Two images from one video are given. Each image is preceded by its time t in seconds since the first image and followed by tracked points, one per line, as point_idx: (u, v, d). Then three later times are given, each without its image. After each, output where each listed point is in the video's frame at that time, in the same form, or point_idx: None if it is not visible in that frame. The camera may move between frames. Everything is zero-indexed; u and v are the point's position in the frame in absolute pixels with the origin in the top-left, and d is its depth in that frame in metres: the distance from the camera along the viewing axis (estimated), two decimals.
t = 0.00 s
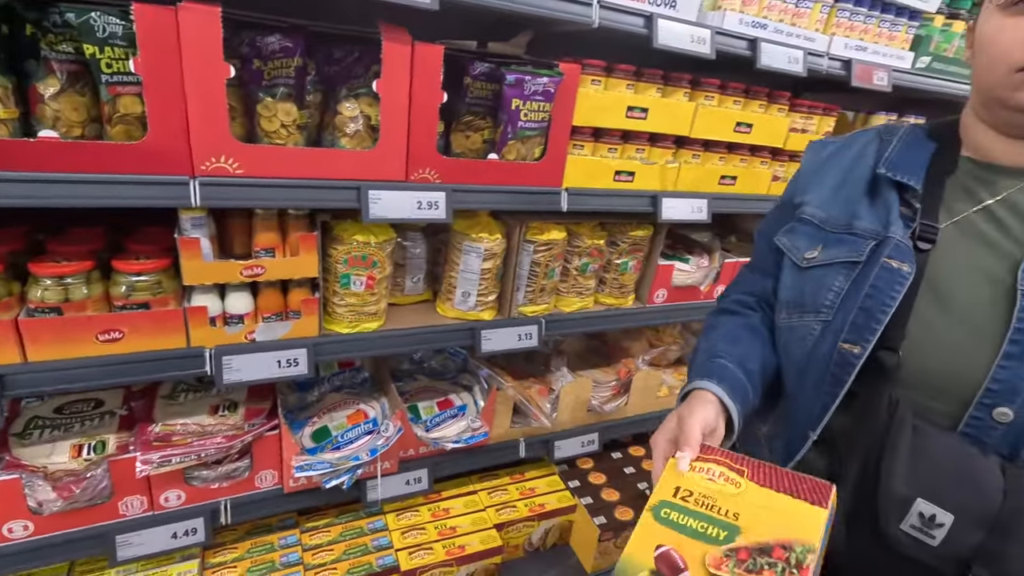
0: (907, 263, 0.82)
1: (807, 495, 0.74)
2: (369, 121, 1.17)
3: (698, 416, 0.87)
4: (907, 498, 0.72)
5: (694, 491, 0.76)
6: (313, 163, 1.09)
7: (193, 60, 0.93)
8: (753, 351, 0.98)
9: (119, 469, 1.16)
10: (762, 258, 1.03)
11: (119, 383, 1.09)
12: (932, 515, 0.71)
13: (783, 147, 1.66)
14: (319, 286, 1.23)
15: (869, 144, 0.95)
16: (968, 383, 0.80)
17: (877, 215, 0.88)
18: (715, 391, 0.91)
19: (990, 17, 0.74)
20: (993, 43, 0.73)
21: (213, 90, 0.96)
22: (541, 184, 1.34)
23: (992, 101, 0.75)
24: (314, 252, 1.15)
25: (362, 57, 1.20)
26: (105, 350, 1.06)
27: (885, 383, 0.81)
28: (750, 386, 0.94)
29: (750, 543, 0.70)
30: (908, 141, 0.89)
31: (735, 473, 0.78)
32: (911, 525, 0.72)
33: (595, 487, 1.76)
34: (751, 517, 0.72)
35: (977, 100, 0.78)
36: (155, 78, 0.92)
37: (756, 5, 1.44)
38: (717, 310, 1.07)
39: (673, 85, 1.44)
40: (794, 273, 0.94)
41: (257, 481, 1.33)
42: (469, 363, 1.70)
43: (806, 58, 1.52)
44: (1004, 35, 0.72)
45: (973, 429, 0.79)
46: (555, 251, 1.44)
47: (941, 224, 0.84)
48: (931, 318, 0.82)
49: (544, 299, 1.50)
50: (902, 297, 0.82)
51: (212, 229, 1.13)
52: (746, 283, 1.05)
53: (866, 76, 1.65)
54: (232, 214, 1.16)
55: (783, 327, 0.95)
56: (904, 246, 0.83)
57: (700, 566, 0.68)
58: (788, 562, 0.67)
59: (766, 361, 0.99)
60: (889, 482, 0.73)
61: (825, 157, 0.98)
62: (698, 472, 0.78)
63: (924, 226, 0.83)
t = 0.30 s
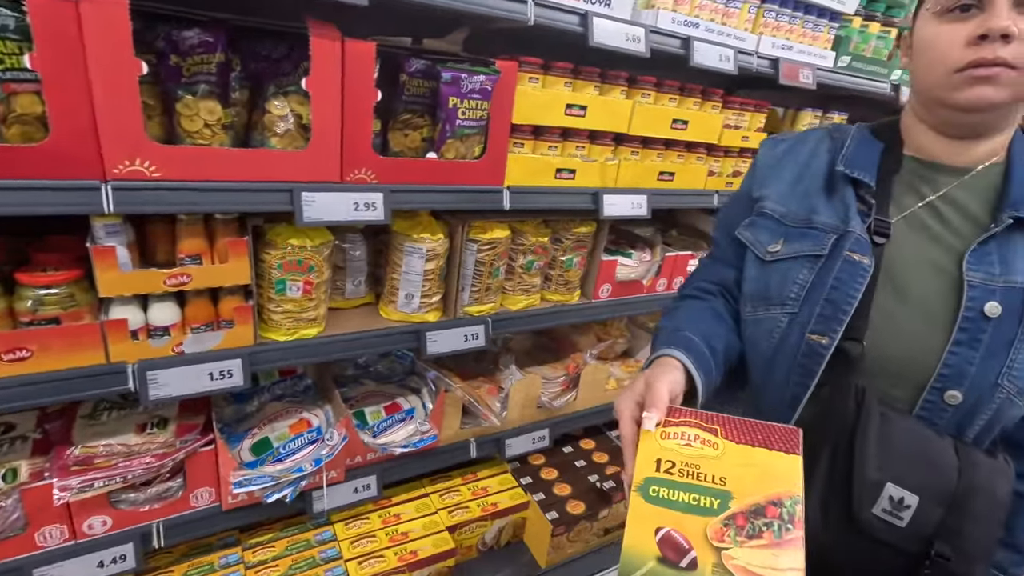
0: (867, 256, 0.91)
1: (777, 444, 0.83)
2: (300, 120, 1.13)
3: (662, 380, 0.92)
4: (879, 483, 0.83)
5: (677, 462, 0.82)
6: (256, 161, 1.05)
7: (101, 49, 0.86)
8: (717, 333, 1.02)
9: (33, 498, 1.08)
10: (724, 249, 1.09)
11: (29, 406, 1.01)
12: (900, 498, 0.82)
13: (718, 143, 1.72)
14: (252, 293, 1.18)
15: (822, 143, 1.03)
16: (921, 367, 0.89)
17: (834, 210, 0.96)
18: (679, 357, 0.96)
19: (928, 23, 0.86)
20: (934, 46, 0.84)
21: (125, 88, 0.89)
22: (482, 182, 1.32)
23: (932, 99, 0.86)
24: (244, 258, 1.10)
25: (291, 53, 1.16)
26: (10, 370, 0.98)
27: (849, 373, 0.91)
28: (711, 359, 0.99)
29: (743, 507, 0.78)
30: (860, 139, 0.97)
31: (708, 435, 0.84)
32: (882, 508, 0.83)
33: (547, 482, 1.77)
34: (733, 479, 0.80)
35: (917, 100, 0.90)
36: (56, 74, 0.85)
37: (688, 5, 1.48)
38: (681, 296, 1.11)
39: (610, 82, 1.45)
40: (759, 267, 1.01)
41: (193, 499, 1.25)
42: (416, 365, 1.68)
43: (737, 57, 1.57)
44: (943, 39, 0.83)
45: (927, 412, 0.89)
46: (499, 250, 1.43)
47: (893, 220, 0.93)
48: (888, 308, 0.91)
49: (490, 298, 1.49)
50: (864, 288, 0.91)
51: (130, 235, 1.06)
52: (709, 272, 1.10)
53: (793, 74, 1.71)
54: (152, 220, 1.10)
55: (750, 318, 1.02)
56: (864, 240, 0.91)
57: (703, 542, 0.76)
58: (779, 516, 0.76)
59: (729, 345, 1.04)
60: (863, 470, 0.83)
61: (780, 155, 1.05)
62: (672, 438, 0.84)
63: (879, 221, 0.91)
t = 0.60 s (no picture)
0: (862, 260, 0.91)
1: (769, 439, 0.81)
2: (268, 119, 1.04)
3: (653, 377, 0.90)
4: (873, 488, 0.84)
5: (669, 458, 0.79)
6: (225, 165, 0.97)
7: (41, 39, 0.76)
8: (712, 335, 1.01)
9: None
10: (716, 250, 1.08)
11: None
12: (893, 501, 0.84)
13: (692, 141, 1.72)
14: (218, 306, 1.09)
15: (814, 143, 1.03)
16: (915, 370, 0.91)
17: (828, 213, 0.96)
18: (673, 356, 0.94)
19: (917, 23, 0.87)
20: (923, 47, 0.85)
21: (70, 83, 0.79)
22: (462, 183, 1.27)
23: (921, 100, 0.87)
24: (209, 267, 1.00)
25: (256, 46, 1.07)
26: None
27: (844, 377, 0.90)
28: (705, 360, 0.97)
29: (738, 504, 0.75)
30: (852, 140, 0.97)
31: (702, 432, 0.82)
32: (876, 512, 0.85)
33: (529, 488, 1.74)
34: (726, 476, 0.77)
35: (907, 101, 0.90)
36: None
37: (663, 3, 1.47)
38: (674, 297, 1.10)
39: (588, 80, 1.43)
40: (754, 270, 1.00)
41: (156, 531, 1.15)
42: (392, 374, 1.61)
43: (710, 55, 1.57)
44: (932, 40, 0.84)
45: (919, 414, 0.91)
46: (479, 253, 1.39)
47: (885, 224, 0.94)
48: (882, 312, 0.92)
49: (470, 303, 1.44)
50: (860, 293, 0.91)
51: (79, 246, 0.96)
52: (702, 273, 1.09)
53: (763, 73, 1.73)
54: (103, 227, 1.00)
55: (746, 322, 1.02)
56: (858, 244, 0.92)
57: (697, 540, 0.73)
58: (775, 511, 0.73)
59: (723, 346, 1.03)
60: (857, 476, 0.85)
61: (772, 155, 1.04)
62: (665, 434, 0.82)
63: (869, 224, 0.92)
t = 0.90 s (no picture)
0: (862, 267, 0.84)
1: (762, 456, 0.76)
2: (261, 120, 1.01)
3: (646, 391, 0.85)
4: (873, 497, 0.78)
5: (657, 476, 0.76)
6: (217, 167, 0.92)
7: (22, 37, 0.72)
8: (709, 345, 0.94)
9: None
10: (714, 256, 1.00)
11: None
12: (894, 511, 0.78)
13: (687, 143, 1.71)
14: (210, 315, 1.05)
15: (813, 145, 0.95)
16: (915, 377, 0.83)
17: (827, 218, 0.88)
18: (671, 371, 0.89)
19: (915, 24, 0.80)
20: (922, 49, 0.78)
21: (52, 83, 0.75)
22: (460, 186, 1.24)
23: (921, 104, 0.80)
24: (201, 276, 0.96)
25: (247, 44, 1.03)
26: None
27: (844, 383, 0.84)
28: (703, 371, 0.92)
29: (724, 524, 0.72)
30: (852, 143, 0.90)
31: (691, 449, 0.78)
32: (877, 522, 0.79)
33: (526, 494, 1.72)
34: (714, 496, 0.73)
35: (906, 104, 0.84)
36: None
37: (660, 3, 1.45)
38: (671, 305, 1.03)
39: (586, 81, 1.41)
40: (751, 277, 0.93)
41: (145, 549, 1.11)
42: (387, 381, 1.58)
43: (707, 57, 1.57)
44: (930, 42, 0.77)
45: (921, 420, 0.84)
46: (478, 257, 1.36)
47: (883, 225, 0.86)
48: (881, 317, 0.85)
49: (467, 308, 1.41)
50: (860, 300, 0.84)
51: (62, 255, 0.91)
52: (701, 280, 1.01)
53: (758, 75, 1.73)
54: (89, 233, 0.95)
55: (745, 330, 0.94)
56: (857, 250, 0.85)
57: (682, 562, 0.70)
58: (762, 534, 0.70)
59: (721, 356, 0.96)
60: (857, 484, 0.79)
61: (770, 158, 0.97)
62: (653, 453, 0.77)
63: (870, 229, 0.86)
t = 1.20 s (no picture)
0: (860, 278, 0.86)
1: (775, 468, 0.76)
2: (255, 130, 0.98)
3: (655, 408, 0.86)
4: (885, 506, 0.80)
5: (670, 492, 0.75)
6: (210, 179, 0.90)
7: (9, 49, 0.69)
8: (713, 359, 0.96)
9: None
10: (712, 269, 1.01)
11: None
12: (906, 519, 0.80)
13: (677, 149, 1.73)
14: (203, 330, 1.03)
15: (805, 158, 0.97)
16: (915, 384, 0.85)
17: (823, 230, 0.90)
18: (678, 387, 0.89)
19: (901, 41, 0.81)
20: (909, 65, 0.79)
21: (39, 96, 0.72)
22: (455, 195, 1.24)
23: (909, 118, 0.81)
24: (193, 289, 0.94)
25: (239, 53, 1.01)
26: None
27: (849, 395, 0.86)
28: (708, 384, 0.93)
29: (741, 539, 0.71)
30: (843, 156, 0.91)
31: (703, 463, 0.77)
32: (890, 531, 0.81)
33: (521, 501, 1.72)
34: (730, 510, 0.73)
35: (894, 118, 0.85)
36: None
37: (651, 12, 1.46)
38: (671, 319, 1.04)
39: (578, 90, 1.41)
40: (751, 291, 0.94)
41: (135, 570, 1.08)
42: (380, 391, 1.56)
43: (696, 64, 1.58)
44: (917, 59, 0.78)
45: (922, 427, 0.86)
46: (472, 265, 1.35)
47: (880, 238, 0.88)
48: (881, 327, 0.86)
49: (462, 316, 1.40)
50: (861, 312, 0.86)
51: (50, 270, 0.88)
52: (700, 293, 1.02)
53: (745, 82, 1.75)
54: (76, 248, 0.92)
55: (746, 342, 0.96)
56: (856, 261, 0.86)
57: None
58: (780, 547, 0.70)
59: (724, 368, 0.97)
60: (869, 494, 0.81)
61: (763, 171, 0.98)
62: (664, 469, 0.76)
63: (865, 240, 0.86)
